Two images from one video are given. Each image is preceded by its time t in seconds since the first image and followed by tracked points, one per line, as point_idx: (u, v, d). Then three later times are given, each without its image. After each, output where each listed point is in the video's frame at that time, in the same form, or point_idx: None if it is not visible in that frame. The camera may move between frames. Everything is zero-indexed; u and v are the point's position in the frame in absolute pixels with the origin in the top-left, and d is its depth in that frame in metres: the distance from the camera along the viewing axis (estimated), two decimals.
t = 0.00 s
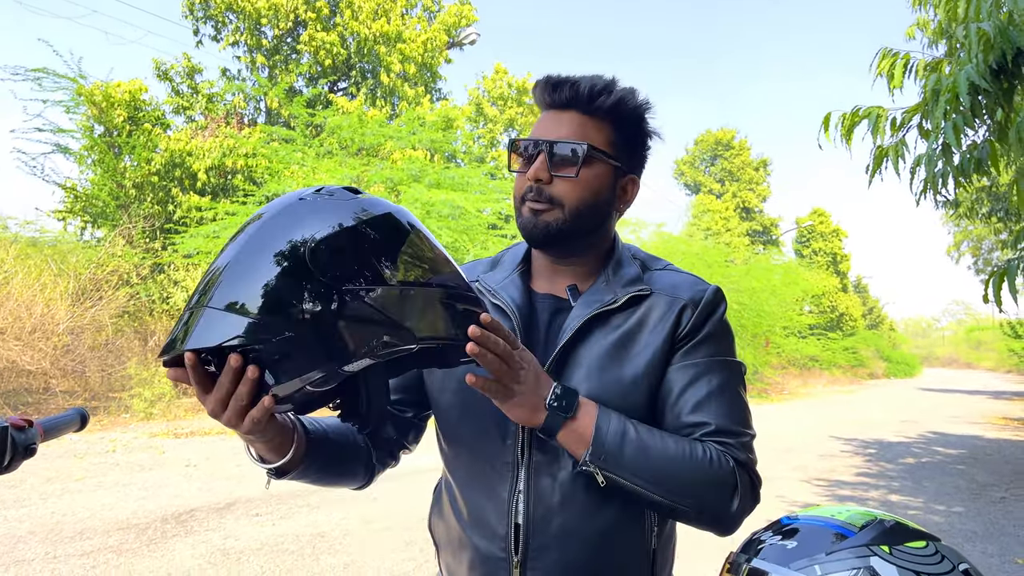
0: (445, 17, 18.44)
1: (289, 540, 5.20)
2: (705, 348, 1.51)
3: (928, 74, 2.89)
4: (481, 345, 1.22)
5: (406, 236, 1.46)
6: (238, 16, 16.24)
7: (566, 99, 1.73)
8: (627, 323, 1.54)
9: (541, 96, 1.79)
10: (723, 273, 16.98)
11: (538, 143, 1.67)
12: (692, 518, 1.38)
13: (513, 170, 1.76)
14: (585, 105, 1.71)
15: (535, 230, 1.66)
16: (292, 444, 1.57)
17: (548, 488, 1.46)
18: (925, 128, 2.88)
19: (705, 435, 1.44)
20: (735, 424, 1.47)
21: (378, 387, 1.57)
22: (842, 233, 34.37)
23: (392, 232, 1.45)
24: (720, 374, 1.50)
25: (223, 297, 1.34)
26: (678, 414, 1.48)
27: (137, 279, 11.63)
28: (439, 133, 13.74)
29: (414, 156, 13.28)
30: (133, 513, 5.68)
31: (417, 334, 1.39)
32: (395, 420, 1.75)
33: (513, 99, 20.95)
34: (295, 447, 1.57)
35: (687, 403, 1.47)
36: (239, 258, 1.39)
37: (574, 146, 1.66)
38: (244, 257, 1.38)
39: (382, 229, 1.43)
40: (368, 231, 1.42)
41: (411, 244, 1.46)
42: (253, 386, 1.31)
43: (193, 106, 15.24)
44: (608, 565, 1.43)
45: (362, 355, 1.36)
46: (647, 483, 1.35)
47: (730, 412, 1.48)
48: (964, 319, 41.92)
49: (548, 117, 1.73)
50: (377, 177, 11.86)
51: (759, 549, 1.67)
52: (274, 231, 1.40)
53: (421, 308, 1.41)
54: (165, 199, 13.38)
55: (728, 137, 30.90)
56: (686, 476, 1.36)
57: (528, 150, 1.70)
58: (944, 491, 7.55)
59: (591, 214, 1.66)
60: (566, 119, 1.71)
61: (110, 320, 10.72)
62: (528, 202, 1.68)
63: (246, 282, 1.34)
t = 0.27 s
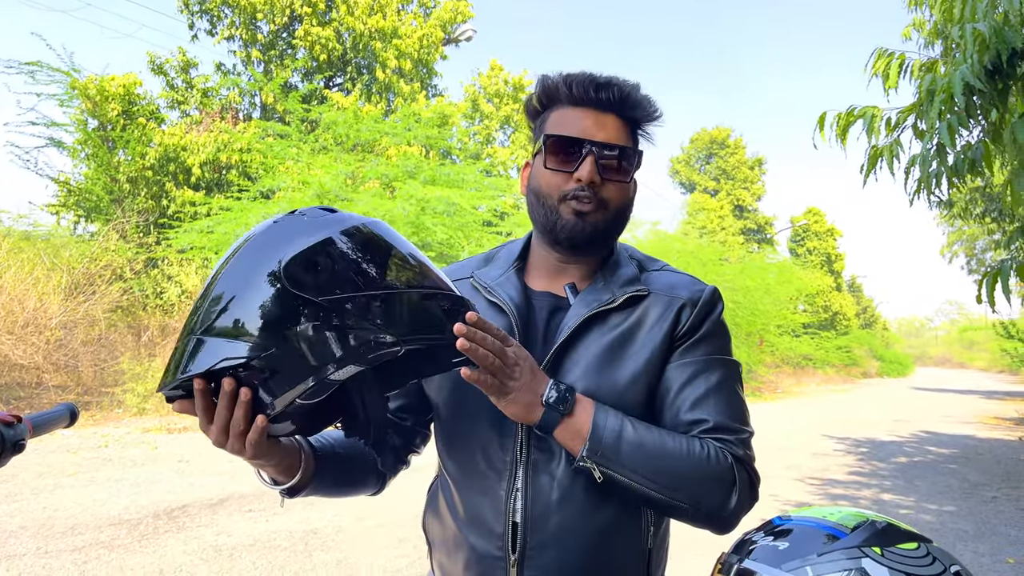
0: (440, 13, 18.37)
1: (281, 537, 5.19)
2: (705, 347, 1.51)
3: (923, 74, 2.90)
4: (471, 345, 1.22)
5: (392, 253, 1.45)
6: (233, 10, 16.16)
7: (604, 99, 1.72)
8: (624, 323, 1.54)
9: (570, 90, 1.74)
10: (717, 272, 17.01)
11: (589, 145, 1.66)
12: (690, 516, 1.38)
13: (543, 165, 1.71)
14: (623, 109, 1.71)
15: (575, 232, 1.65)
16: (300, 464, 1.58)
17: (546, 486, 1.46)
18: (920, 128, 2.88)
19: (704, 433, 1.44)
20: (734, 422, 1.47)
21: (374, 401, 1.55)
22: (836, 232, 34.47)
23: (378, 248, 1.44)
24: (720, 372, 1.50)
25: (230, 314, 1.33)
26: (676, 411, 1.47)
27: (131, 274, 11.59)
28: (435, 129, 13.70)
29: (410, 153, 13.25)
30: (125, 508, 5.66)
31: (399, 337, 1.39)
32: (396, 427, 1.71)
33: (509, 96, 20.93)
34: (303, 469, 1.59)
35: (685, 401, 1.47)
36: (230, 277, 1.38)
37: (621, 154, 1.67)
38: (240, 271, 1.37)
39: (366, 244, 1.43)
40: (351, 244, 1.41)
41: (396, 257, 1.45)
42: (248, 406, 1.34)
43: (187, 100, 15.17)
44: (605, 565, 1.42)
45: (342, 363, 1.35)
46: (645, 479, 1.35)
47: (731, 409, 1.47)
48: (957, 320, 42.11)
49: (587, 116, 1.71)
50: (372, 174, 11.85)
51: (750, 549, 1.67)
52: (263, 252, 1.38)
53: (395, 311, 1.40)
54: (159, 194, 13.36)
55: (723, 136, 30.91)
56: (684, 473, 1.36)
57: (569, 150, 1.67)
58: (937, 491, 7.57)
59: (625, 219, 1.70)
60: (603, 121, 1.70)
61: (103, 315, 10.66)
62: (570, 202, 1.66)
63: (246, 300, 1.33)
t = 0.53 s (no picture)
0: (435, 9, 18.31)
1: (274, 533, 5.17)
2: (706, 347, 1.51)
3: (919, 75, 2.91)
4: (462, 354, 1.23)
5: (390, 259, 1.44)
6: (226, 5, 16.08)
7: (601, 94, 1.72)
8: (626, 323, 1.54)
9: (567, 87, 1.75)
10: (710, 270, 17.05)
11: (587, 138, 1.66)
12: (689, 519, 1.39)
13: (541, 159, 1.71)
14: (620, 104, 1.72)
15: (575, 227, 1.65)
16: (302, 464, 1.59)
17: (546, 487, 1.45)
18: (916, 129, 2.89)
19: (704, 435, 1.44)
20: (734, 424, 1.47)
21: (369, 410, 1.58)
22: (829, 232, 34.61)
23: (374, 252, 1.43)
24: (720, 373, 1.50)
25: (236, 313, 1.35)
26: (677, 412, 1.48)
27: (122, 269, 11.53)
28: (429, 126, 13.67)
29: (403, 149, 13.22)
30: (117, 504, 5.63)
31: (390, 354, 1.37)
32: (396, 427, 1.73)
33: (503, 94, 20.91)
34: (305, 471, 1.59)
35: (685, 402, 1.47)
36: (235, 276, 1.39)
37: (618, 148, 1.67)
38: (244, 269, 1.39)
39: (364, 247, 1.42)
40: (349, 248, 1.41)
41: (392, 260, 1.44)
42: (240, 424, 1.36)
43: (180, 95, 15.11)
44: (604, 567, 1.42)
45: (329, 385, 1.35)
46: (644, 482, 1.36)
47: (731, 412, 1.48)
48: (947, 319, 42.38)
49: (585, 110, 1.72)
50: (366, 170, 11.86)
51: (752, 549, 1.68)
52: (265, 251, 1.41)
53: (387, 325, 1.37)
54: (151, 189, 13.30)
55: (716, 135, 30.95)
56: (683, 476, 1.36)
57: (567, 144, 1.68)
58: (927, 489, 7.62)
59: (623, 215, 1.70)
60: (601, 115, 1.71)
61: (93, 310, 10.56)
62: (569, 196, 1.66)
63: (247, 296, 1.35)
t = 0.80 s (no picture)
0: (427, 6, 18.25)
1: (266, 531, 5.15)
2: (710, 346, 1.51)
3: (914, 76, 2.92)
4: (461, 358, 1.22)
5: (392, 258, 1.42)
6: None
7: (595, 93, 1.72)
8: (629, 322, 1.54)
9: (561, 87, 1.75)
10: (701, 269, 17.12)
11: (581, 139, 1.67)
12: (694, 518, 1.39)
13: (538, 161, 1.72)
14: (614, 101, 1.72)
15: (574, 229, 1.65)
16: (309, 461, 1.58)
17: (550, 486, 1.45)
18: (911, 130, 2.91)
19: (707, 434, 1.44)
20: (740, 422, 1.47)
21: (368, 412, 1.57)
22: (818, 231, 34.82)
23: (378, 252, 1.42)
24: (725, 371, 1.50)
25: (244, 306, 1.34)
26: (680, 410, 1.47)
27: (111, 265, 11.45)
28: (421, 123, 13.63)
29: (395, 147, 13.18)
30: (108, 502, 5.59)
31: (390, 359, 1.35)
32: (401, 427, 1.73)
33: (494, 92, 20.89)
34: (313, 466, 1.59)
35: (690, 400, 1.47)
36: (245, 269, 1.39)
37: (613, 146, 1.67)
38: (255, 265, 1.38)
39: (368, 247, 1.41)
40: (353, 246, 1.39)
41: (395, 260, 1.42)
42: (241, 429, 1.37)
43: (170, 90, 15.01)
44: (610, 567, 1.42)
45: (330, 388, 1.33)
46: (649, 482, 1.36)
47: (735, 411, 1.47)
48: (934, 319, 42.73)
49: (580, 109, 1.72)
50: (358, 167, 11.87)
51: (765, 550, 1.69)
52: (269, 250, 1.39)
53: (387, 330, 1.35)
54: (141, 184, 13.22)
55: (707, 134, 31.03)
56: (688, 473, 1.36)
57: (563, 145, 1.69)
58: (916, 488, 7.69)
59: (623, 212, 1.70)
60: (597, 114, 1.71)
61: (82, 306, 10.43)
62: (567, 198, 1.67)
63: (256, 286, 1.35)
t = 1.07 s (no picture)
0: (417, 5, 18.19)
1: (256, 531, 5.12)
2: (703, 329, 1.50)
3: (908, 79, 2.94)
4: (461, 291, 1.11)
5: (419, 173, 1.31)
6: None
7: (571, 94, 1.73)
8: (626, 314, 1.54)
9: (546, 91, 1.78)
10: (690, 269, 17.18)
11: (543, 139, 1.66)
12: (688, 493, 1.36)
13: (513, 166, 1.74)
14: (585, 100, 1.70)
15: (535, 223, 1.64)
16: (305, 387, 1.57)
17: (554, 480, 1.45)
18: (905, 133, 2.93)
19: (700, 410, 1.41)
20: (730, 403, 1.45)
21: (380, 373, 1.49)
22: (805, 232, 35.05)
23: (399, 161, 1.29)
24: (719, 352, 1.49)
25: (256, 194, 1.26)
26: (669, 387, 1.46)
27: (98, 264, 11.37)
28: (411, 122, 13.57)
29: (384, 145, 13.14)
30: (96, 502, 5.54)
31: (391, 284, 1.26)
32: (389, 409, 1.76)
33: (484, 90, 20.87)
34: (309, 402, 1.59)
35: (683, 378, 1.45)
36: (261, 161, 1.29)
37: (577, 144, 1.65)
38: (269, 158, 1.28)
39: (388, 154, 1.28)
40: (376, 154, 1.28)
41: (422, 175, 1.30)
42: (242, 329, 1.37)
43: (157, 88, 14.89)
44: (617, 559, 1.42)
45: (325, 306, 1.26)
46: (653, 444, 1.29)
47: (722, 387, 1.45)
48: (920, 320, 43.13)
49: (550, 113, 1.73)
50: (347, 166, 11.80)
51: (779, 552, 1.70)
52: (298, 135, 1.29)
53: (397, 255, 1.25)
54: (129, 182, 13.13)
55: (696, 134, 31.13)
56: (688, 442, 1.31)
57: (529, 148, 1.69)
58: (904, 487, 7.74)
59: (592, 209, 1.65)
60: (571, 113, 1.70)
61: (68, 304, 10.30)
62: (530, 198, 1.65)
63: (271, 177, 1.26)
